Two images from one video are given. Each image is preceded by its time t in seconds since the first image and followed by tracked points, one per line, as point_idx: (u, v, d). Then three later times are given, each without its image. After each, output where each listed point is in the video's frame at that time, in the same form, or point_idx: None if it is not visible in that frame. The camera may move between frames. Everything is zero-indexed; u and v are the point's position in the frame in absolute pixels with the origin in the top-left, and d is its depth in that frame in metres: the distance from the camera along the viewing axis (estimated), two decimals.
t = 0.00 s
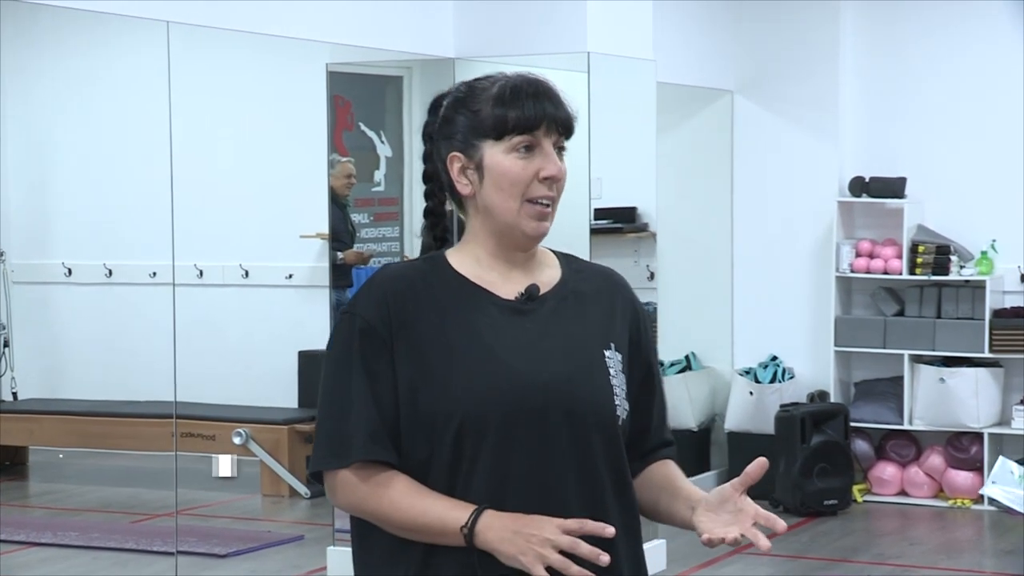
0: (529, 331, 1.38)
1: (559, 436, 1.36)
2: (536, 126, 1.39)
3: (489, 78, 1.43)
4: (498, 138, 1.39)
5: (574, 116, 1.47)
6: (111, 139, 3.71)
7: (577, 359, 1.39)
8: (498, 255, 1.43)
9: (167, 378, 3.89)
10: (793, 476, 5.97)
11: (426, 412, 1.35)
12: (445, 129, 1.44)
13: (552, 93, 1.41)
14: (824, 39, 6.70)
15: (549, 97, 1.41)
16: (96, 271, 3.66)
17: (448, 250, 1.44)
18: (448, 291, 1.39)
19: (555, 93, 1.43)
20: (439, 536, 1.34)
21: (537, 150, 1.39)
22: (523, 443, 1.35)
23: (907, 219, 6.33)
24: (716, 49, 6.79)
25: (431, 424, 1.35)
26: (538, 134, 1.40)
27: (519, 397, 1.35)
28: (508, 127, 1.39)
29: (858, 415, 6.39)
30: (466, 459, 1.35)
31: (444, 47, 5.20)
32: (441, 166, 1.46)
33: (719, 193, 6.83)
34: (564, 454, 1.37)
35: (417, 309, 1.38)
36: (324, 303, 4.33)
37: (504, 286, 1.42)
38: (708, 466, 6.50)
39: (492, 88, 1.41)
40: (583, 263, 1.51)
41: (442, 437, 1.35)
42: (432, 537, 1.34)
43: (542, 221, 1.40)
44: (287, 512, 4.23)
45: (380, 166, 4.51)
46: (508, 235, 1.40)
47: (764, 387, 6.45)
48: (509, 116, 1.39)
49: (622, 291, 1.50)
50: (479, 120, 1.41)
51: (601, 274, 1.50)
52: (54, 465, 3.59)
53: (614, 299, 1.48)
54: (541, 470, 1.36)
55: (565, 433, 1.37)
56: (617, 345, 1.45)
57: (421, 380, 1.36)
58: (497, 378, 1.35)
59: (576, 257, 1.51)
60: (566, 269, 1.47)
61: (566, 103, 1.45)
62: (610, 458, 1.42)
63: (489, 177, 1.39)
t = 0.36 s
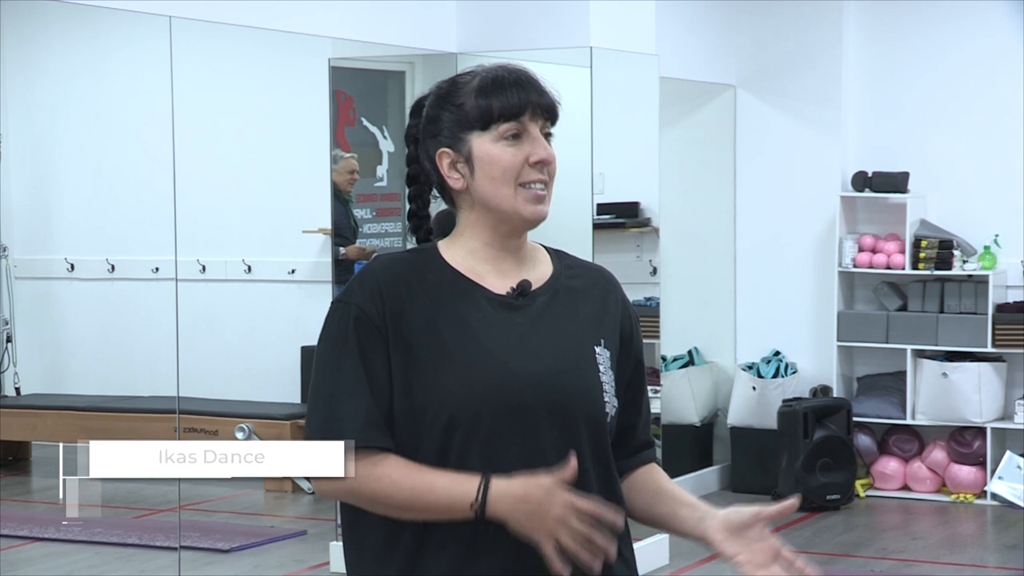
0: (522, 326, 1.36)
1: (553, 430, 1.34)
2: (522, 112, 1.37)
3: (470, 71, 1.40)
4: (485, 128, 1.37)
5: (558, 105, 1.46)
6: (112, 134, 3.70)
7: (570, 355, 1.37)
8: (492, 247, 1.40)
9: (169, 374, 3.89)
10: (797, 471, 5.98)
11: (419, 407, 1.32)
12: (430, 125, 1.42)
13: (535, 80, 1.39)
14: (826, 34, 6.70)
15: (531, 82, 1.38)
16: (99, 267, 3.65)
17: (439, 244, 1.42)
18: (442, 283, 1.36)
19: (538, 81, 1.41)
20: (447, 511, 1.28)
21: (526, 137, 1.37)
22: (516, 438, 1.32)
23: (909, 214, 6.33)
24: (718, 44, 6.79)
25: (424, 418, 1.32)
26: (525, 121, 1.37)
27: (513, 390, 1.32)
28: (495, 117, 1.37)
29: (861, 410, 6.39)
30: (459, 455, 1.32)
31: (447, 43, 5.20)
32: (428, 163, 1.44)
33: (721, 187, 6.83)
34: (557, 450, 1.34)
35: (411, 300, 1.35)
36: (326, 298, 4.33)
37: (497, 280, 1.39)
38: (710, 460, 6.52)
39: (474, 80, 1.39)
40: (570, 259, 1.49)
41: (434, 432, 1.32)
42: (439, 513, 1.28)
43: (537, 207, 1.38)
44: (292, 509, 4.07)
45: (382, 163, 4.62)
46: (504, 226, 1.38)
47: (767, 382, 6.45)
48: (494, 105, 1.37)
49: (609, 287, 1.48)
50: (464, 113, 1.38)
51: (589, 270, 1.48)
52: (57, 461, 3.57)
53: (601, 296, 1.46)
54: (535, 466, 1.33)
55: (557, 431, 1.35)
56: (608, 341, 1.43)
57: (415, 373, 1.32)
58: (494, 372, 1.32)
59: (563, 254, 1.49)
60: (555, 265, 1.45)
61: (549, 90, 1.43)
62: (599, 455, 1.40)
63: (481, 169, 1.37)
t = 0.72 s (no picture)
0: (515, 322, 1.36)
1: (553, 423, 1.34)
2: (495, 106, 1.40)
3: (436, 70, 1.43)
4: (460, 126, 1.41)
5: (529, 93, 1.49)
6: (112, 129, 3.70)
7: (567, 347, 1.37)
8: (481, 240, 1.41)
9: (170, 369, 3.89)
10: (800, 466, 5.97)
11: (415, 407, 1.35)
12: (405, 130, 1.46)
13: (503, 70, 1.41)
14: (826, 28, 6.70)
15: (499, 74, 1.41)
16: (99, 262, 3.65)
17: (430, 242, 1.43)
18: (432, 284, 1.37)
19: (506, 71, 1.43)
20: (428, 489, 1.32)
21: (501, 131, 1.41)
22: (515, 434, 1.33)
23: (910, 208, 6.33)
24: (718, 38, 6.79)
25: (420, 418, 1.34)
26: (499, 114, 1.40)
27: (507, 386, 1.33)
28: (468, 113, 1.40)
29: (861, 404, 6.40)
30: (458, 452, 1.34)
31: (446, 37, 5.20)
32: (408, 166, 1.47)
33: (720, 183, 6.83)
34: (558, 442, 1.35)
35: (403, 303, 1.37)
36: (327, 292, 4.34)
37: (488, 274, 1.40)
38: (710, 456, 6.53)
39: (442, 78, 1.42)
40: (565, 247, 1.48)
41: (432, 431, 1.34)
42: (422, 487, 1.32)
43: (521, 198, 1.40)
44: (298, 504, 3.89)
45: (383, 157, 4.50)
46: (489, 220, 1.40)
47: (767, 376, 6.46)
48: (466, 101, 1.40)
49: (605, 273, 1.47)
50: (438, 113, 1.42)
51: (585, 258, 1.47)
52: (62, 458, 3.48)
53: (598, 283, 1.46)
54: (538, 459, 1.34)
55: (557, 423, 1.35)
56: (607, 330, 1.42)
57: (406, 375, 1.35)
58: (486, 370, 1.33)
59: (559, 243, 1.48)
60: (550, 254, 1.45)
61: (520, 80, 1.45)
62: (603, 446, 1.39)
63: (460, 166, 1.40)
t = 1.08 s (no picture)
0: (517, 316, 1.36)
1: (562, 414, 1.33)
2: (490, 116, 1.38)
3: (427, 72, 1.40)
4: (456, 139, 1.39)
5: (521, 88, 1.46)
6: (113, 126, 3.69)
7: (571, 335, 1.36)
8: (480, 241, 1.41)
9: (171, 366, 3.89)
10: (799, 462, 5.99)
11: (422, 408, 1.35)
12: (398, 135, 1.44)
13: (497, 76, 1.38)
14: (828, 25, 6.69)
15: (493, 81, 1.38)
16: (101, 259, 3.66)
17: (428, 244, 1.42)
18: (432, 284, 1.37)
19: (499, 74, 1.40)
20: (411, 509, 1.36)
21: (497, 141, 1.39)
22: (524, 428, 1.33)
23: (912, 205, 6.32)
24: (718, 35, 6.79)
25: (430, 419, 1.34)
26: (496, 124, 1.39)
27: (512, 380, 1.32)
28: (464, 127, 1.38)
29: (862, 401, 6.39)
30: (468, 450, 1.33)
31: (446, 34, 5.20)
32: (402, 172, 1.46)
33: (722, 179, 6.82)
34: (570, 432, 1.33)
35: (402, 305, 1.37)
36: (328, 288, 4.34)
37: (487, 271, 1.39)
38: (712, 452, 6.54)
39: (434, 84, 1.39)
40: (562, 236, 1.47)
41: (443, 431, 1.34)
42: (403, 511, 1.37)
43: (518, 207, 1.40)
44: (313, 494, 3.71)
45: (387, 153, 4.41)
46: (486, 226, 1.40)
47: (768, 373, 6.45)
48: (460, 111, 1.38)
49: (605, 260, 1.46)
50: (431, 121, 1.40)
51: (584, 247, 1.46)
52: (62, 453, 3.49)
53: (598, 271, 1.45)
54: (549, 450, 1.33)
55: (566, 413, 1.33)
56: (611, 316, 1.42)
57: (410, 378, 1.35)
58: (489, 367, 1.33)
59: (558, 232, 1.48)
60: (551, 244, 1.44)
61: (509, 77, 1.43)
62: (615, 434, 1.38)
63: (457, 178, 1.39)
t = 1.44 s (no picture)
0: (520, 317, 1.36)
1: (567, 413, 1.34)
2: (489, 127, 1.37)
3: (426, 79, 1.38)
4: (454, 149, 1.37)
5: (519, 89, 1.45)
6: (114, 123, 3.69)
7: (574, 335, 1.36)
8: (480, 247, 1.40)
9: (172, 364, 3.89)
10: (799, 459, 5.99)
11: (428, 412, 1.35)
12: (396, 140, 1.42)
13: (497, 84, 1.37)
14: (828, 21, 6.68)
15: (492, 91, 1.36)
16: (101, 256, 3.66)
17: (428, 249, 1.43)
18: (434, 290, 1.37)
19: (500, 82, 1.39)
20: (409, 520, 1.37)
21: (495, 150, 1.37)
22: (530, 430, 1.33)
23: (912, 202, 6.33)
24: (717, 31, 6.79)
25: (435, 423, 1.34)
26: (493, 133, 1.37)
27: (516, 382, 1.33)
28: (462, 138, 1.37)
29: (863, 398, 6.39)
30: (474, 451, 1.33)
31: (446, 32, 5.20)
32: (400, 176, 1.44)
33: (722, 176, 6.82)
34: (575, 431, 1.34)
35: (404, 312, 1.37)
36: (328, 286, 4.33)
37: (489, 273, 1.40)
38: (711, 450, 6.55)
39: (433, 91, 1.37)
40: (565, 234, 1.48)
41: (449, 433, 1.34)
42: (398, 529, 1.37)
43: (517, 215, 1.39)
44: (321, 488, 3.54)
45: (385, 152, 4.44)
46: (486, 233, 1.39)
47: (768, 369, 6.46)
48: (458, 121, 1.36)
49: (607, 259, 1.47)
50: (428, 129, 1.38)
51: (586, 243, 1.47)
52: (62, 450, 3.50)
53: (601, 270, 1.45)
54: (554, 451, 1.33)
55: (572, 412, 1.34)
56: (614, 314, 1.42)
57: (414, 382, 1.35)
58: (492, 369, 1.33)
59: (562, 230, 1.48)
60: (552, 244, 1.44)
61: (508, 82, 1.41)
62: (621, 431, 1.38)
63: (456, 190, 1.38)
